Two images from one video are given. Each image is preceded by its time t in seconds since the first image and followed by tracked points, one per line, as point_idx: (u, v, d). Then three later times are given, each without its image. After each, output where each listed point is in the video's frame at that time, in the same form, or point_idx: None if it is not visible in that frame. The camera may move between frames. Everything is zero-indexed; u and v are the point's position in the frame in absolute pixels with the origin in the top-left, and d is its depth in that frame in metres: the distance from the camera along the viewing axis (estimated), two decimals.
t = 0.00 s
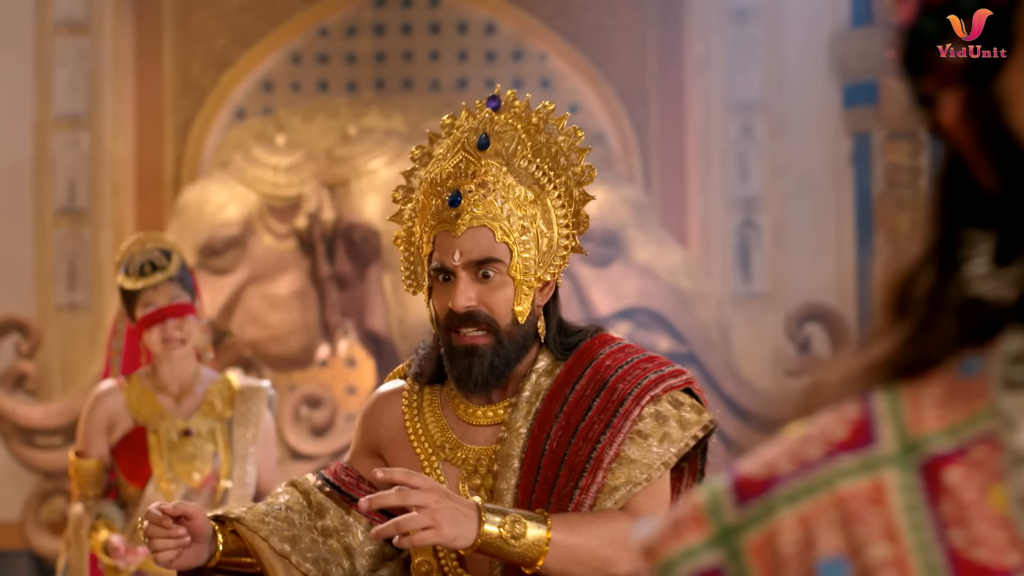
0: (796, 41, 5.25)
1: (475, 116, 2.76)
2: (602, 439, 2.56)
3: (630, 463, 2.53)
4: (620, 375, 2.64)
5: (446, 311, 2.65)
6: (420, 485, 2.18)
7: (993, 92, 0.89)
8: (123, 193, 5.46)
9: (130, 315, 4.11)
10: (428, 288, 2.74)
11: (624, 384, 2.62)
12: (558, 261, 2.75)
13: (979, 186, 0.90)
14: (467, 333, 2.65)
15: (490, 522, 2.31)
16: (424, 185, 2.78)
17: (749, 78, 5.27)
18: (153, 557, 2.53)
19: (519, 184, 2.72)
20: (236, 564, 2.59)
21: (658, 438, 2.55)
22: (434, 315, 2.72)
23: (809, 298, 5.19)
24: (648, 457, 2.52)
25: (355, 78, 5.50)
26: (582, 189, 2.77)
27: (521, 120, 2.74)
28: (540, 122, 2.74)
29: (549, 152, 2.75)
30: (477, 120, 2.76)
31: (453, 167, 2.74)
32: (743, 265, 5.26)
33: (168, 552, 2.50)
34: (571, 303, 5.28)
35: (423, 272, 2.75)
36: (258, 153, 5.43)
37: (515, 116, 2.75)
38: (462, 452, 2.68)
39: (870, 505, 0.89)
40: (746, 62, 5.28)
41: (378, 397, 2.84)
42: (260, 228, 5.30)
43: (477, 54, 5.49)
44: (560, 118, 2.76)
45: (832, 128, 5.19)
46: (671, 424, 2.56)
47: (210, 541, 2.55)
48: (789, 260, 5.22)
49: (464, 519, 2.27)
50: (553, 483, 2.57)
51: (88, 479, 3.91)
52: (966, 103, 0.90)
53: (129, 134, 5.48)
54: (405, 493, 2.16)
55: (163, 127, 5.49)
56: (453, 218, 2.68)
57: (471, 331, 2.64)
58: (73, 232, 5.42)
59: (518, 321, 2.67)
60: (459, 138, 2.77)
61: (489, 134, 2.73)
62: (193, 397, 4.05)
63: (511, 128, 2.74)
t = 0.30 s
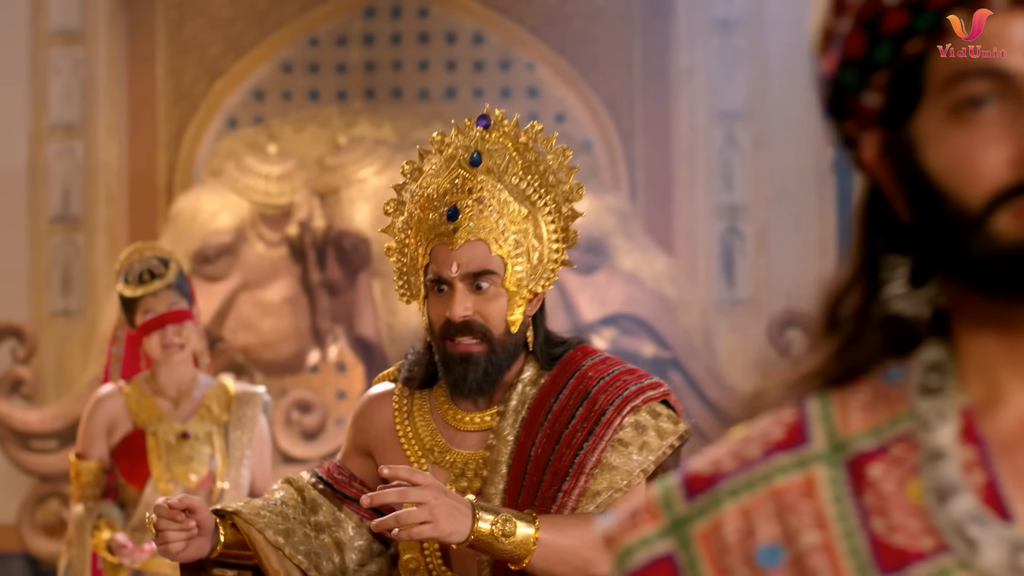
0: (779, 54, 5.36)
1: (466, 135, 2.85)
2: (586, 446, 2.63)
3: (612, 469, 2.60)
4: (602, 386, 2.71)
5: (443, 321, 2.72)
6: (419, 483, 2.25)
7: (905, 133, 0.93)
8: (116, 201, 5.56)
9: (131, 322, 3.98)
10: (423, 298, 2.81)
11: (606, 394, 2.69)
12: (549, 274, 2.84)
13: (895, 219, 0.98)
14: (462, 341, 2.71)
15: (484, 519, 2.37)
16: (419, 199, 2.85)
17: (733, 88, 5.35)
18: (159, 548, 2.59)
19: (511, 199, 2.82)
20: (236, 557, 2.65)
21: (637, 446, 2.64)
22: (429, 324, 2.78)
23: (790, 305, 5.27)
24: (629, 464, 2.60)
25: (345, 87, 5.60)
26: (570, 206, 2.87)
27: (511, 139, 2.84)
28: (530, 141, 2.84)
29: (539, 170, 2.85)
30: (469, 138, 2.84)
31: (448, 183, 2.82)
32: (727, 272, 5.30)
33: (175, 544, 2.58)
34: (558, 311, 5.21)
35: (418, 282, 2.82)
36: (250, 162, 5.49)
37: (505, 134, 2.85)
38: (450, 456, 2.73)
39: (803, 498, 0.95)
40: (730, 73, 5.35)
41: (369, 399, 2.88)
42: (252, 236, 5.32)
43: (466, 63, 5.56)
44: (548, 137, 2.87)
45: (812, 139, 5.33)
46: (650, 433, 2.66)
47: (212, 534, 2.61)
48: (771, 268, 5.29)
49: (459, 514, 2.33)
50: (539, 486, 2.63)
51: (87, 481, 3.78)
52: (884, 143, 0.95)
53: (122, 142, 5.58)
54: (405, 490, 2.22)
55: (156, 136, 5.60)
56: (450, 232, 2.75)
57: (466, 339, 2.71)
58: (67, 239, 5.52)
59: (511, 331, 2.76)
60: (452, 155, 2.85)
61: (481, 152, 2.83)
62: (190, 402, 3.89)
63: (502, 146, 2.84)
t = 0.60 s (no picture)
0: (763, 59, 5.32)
1: (451, 146, 2.89)
2: (565, 444, 2.64)
3: (590, 467, 2.63)
4: (580, 387, 2.73)
5: (423, 323, 2.77)
6: (407, 482, 2.23)
7: (847, 157, 1.02)
8: (107, 205, 5.64)
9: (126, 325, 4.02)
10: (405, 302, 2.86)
11: (583, 394, 2.72)
12: (526, 280, 2.87)
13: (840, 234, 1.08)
14: (440, 343, 2.74)
15: (471, 516, 2.34)
16: (404, 207, 2.89)
17: (716, 94, 5.33)
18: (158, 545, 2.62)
19: (492, 208, 2.86)
20: (229, 554, 2.70)
21: (615, 444, 2.66)
22: (411, 327, 2.83)
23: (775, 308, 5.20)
24: (607, 462, 2.63)
25: (334, 91, 5.70)
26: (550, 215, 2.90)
27: (495, 150, 2.87)
28: (512, 153, 2.87)
29: (520, 181, 2.89)
30: (454, 149, 2.89)
31: (431, 192, 2.86)
32: (711, 276, 5.27)
33: (175, 541, 2.60)
34: (542, 314, 5.11)
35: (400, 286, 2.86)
36: (241, 168, 5.50)
37: (489, 146, 2.88)
38: (431, 452, 2.74)
39: (756, 490, 1.04)
40: (714, 78, 5.33)
41: (353, 398, 2.88)
42: (243, 240, 5.33)
43: (452, 68, 5.64)
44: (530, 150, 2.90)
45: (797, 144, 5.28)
46: (626, 431, 2.68)
47: (207, 532, 2.64)
48: (755, 270, 5.24)
49: (447, 512, 2.30)
50: (519, 483, 2.63)
51: (84, 478, 3.85)
52: (829, 165, 1.04)
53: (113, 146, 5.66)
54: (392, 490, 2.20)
55: (147, 142, 5.70)
56: (430, 239, 2.80)
57: (445, 341, 2.74)
58: (59, 243, 5.58)
59: (488, 334, 2.79)
60: (438, 165, 2.90)
61: (465, 162, 2.87)
62: (184, 402, 3.96)
63: (486, 157, 2.87)
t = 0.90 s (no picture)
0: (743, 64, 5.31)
1: (425, 158, 2.87)
2: (544, 442, 2.64)
3: (568, 463, 2.63)
4: (555, 386, 2.72)
5: (410, 327, 2.74)
6: (401, 482, 2.28)
7: (793, 178, 1.13)
8: (96, 209, 5.71)
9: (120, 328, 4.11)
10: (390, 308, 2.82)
11: (560, 392, 2.70)
12: (505, 285, 2.86)
13: (788, 250, 1.19)
14: (426, 346, 2.72)
15: (460, 513, 2.38)
16: (384, 216, 2.86)
17: (697, 100, 5.31)
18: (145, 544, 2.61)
19: (471, 217, 2.83)
20: (213, 552, 2.68)
21: (591, 440, 2.66)
22: (395, 331, 2.80)
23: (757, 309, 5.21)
24: (583, 457, 2.63)
25: (320, 96, 5.72)
26: (524, 222, 2.90)
27: (466, 160, 2.86)
28: (484, 163, 2.86)
29: (494, 190, 2.87)
30: (428, 159, 2.86)
31: (410, 202, 2.83)
32: (691, 279, 5.28)
33: (164, 541, 2.59)
34: (525, 317, 5.12)
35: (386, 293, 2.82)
36: (229, 172, 5.50)
37: (462, 156, 2.86)
38: (410, 449, 2.73)
39: (711, 483, 1.14)
40: (694, 84, 5.32)
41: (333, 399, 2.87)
42: (230, 243, 5.35)
43: (438, 74, 5.64)
44: (503, 159, 2.89)
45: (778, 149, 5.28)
46: (601, 427, 2.68)
47: (194, 531, 2.62)
48: (735, 273, 5.26)
49: (438, 509, 2.34)
50: (500, 480, 2.62)
51: (76, 478, 3.92)
52: (776, 187, 1.15)
53: (102, 151, 5.72)
54: (386, 490, 2.26)
55: (135, 145, 5.75)
56: (416, 247, 2.77)
57: (429, 343, 2.72)
58: (48, 245, 5.66)
59: (472, 335, 2.77)
60: (414, 175, 2.87)
61: (441, 173, 2.84)
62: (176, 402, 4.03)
63: (459, 167, 2.85)
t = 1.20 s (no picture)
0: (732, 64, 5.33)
1: (412, 165, 2.91)
2: (530, 438, 2.66)
3: (553, 459, 2.65)
4: (540, 385, 2.75)
5: (401, 330, 2.76)
6: (393, 471, 2.37)
7: (759, 190, 1.21)
8: (90, 211, 5.73)
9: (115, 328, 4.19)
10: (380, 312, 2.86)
11: (545, 391, 2.74)
12: (492, 288, 2.91)
13: (756, 258, 1.28)
14: (417, 347, 2.75)
15: (450, 502, 2.44)
16: (373, 222, 2.91)
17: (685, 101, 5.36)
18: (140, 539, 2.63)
19: (458, 223, 2.88)
20: (209, 547, 2.70)
21: (575, 438, 2.69)
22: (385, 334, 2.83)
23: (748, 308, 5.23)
24: (568, 454, 2.66)
25: (312, 100, 5.72)
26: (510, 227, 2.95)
27: (453, 168, 2.90)
28: (470, 170, 2.91)
29: (480, 197, 2.92)
30: (415, 167, 2.90)
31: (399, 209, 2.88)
32: (680, 279, 5.30)
33: (161, 536, 2.61)
34: (514, 317, 5.21)
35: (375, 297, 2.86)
36: (222, 175, 5.57)
37: (448, 164, 2.91)
38: (400, 447, 2.74)
39: (682, 475, 1.22)
40: (681, 85, 5.36)
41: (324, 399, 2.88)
42: (223, 245, 5.39)
43: (427, 78, 5.66)
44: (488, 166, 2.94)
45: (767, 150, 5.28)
46: (584, 425, 2.71)
47: (190, 526, 2.64)
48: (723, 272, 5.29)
49: (428, 497, 2.41)
50: (487, 476, 2.64)
51: (73, 474, 4.00)
52: (743, 199, 1.24)
53: (96, 153, 5.75)
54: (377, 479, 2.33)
55: (129, 146, 5.75)
56: (407, 253, 2.82)
57: (420, 346, 2.75)
58: (43, 246, 5.70)
59: (461, 337, 2.81)
60: (401, 182, 2.92)
61: (428, 180, 2.89)
62: (170, 402, 4.10)
63: (447, 174, 2.90)
